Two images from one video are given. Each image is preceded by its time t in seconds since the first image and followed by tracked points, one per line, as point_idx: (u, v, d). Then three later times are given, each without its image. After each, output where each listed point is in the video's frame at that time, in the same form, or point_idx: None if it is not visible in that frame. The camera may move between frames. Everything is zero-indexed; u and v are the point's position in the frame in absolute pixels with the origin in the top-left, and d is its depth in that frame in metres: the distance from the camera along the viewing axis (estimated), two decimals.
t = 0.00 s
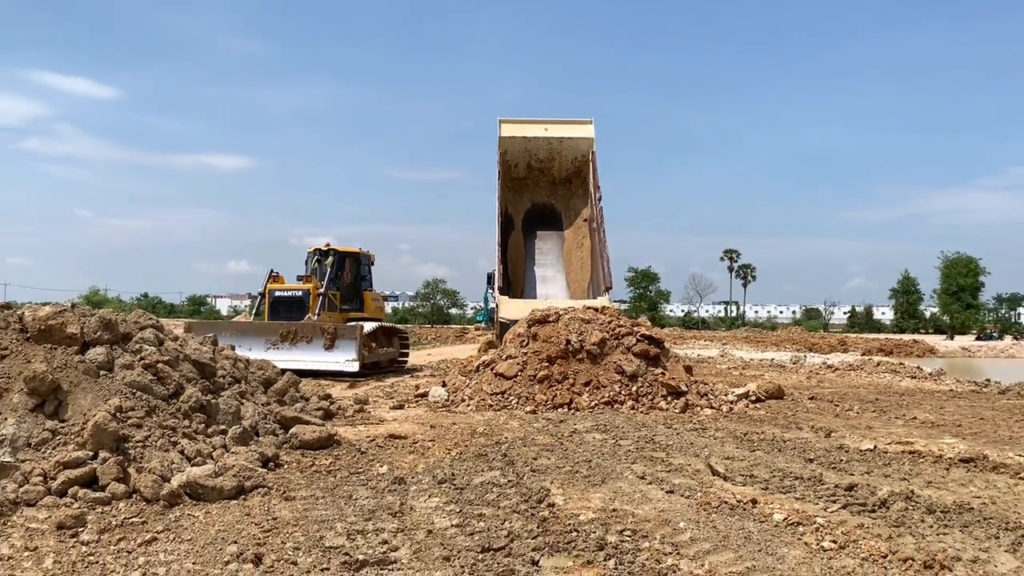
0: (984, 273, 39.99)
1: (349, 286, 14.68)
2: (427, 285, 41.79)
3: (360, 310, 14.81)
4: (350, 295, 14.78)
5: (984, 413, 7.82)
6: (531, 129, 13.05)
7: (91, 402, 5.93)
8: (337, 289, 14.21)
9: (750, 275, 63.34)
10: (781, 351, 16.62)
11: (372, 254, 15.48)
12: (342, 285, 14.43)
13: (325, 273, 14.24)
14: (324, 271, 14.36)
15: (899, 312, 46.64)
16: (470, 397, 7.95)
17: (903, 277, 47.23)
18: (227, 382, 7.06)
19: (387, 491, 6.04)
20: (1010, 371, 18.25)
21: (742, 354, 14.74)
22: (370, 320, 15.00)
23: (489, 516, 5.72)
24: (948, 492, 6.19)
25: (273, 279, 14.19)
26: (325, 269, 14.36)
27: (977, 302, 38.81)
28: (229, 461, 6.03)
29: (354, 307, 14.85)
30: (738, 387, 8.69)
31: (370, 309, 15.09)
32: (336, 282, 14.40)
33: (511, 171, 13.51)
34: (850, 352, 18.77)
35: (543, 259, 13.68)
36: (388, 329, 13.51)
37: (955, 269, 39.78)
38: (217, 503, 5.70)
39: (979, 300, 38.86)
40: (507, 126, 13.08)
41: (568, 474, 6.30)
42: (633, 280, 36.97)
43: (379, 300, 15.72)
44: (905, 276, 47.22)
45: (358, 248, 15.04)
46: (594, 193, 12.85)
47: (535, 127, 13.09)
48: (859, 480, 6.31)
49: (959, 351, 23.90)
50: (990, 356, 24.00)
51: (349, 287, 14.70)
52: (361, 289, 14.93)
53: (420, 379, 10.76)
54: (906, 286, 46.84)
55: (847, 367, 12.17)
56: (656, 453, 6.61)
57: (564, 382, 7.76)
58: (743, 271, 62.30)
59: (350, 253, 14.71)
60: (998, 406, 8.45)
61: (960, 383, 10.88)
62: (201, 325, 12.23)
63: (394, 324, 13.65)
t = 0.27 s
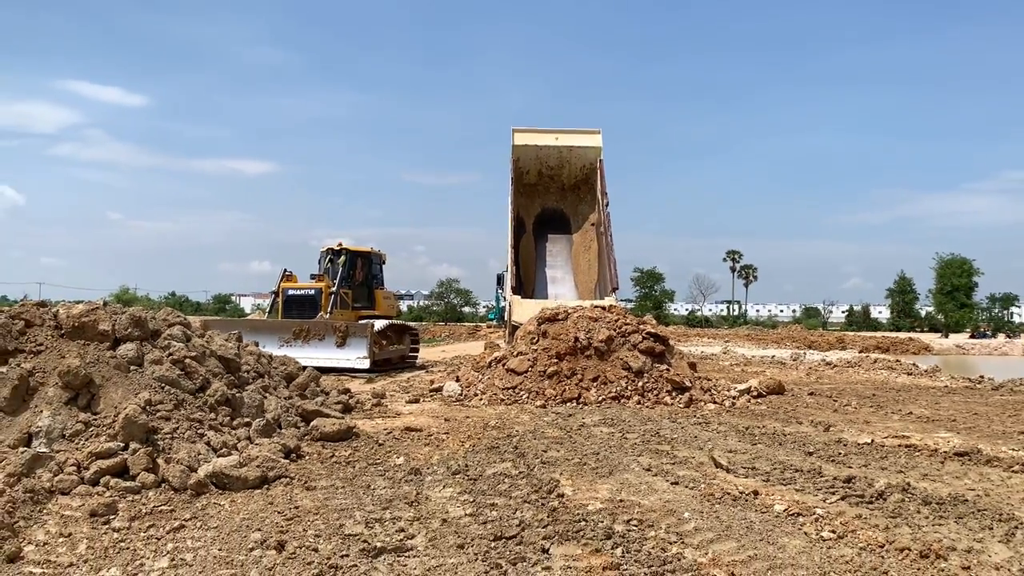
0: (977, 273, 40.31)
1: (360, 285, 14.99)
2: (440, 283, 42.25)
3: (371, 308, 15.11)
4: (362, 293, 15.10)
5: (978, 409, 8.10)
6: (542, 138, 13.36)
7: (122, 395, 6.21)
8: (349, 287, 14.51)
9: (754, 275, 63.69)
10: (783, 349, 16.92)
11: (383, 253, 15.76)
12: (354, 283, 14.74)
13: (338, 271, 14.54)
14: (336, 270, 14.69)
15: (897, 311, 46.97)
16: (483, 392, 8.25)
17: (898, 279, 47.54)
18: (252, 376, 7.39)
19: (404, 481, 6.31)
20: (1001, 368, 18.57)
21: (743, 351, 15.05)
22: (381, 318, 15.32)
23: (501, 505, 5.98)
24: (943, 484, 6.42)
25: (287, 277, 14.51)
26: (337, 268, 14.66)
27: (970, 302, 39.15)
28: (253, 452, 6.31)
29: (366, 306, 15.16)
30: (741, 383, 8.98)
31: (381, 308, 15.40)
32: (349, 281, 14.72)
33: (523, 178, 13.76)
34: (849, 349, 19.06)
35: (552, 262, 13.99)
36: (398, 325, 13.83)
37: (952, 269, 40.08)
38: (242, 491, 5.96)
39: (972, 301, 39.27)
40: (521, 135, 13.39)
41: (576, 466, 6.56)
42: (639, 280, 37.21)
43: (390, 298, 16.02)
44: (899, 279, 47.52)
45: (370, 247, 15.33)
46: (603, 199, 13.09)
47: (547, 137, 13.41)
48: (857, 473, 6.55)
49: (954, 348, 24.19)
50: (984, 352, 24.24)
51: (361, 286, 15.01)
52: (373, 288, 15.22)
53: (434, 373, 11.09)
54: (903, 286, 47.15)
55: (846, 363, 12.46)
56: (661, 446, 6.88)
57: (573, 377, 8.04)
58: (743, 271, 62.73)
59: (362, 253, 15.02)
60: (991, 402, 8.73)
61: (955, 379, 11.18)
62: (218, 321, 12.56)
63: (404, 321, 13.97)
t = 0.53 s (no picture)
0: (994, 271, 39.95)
1: (368, 282, 15.01)
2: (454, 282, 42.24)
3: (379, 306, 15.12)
4: (370, 291, 15.12)
5: (994, 408, 8.05)
6: (555, 139, 13.35)
7: (138, 393, 6.25)
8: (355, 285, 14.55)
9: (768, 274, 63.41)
10: (797, 347, 16.85)
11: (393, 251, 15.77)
12: (361, 281, 14.77)
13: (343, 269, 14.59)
14: (342, 268, 14.75)
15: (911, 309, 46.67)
16: (496, 390, 8.27)
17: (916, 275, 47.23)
18: (266, 374, 7.43)
19: (418, 479, 6.31)
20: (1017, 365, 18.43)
21: (757, 350, 15.00)
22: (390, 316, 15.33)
23: (515, 504, 5.97)
24: (960, 483, 6.36)
25: (293, 276, 14.62)
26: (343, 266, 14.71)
27: (988, 300, 38.80)
28: (268, 450, 6.33)
29: (373, 304, 15.18)
30: (755, 381, 8.96)
31: (390, 306, 15.42)
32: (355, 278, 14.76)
33: (536, 178, 13.79)
34: (864, 348, 18.93)
35: (564, 262, 13.98)
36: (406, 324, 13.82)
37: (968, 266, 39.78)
38: (257, 489, 5.98)
39: (989, 299, 38.84)
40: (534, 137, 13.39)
41: (590, 464, 6.54)
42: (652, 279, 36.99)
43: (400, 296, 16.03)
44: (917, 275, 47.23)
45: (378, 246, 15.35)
46: (614, 199, 13.11)
47: (560, 137, 13.40)
48: (873, 472, 6.51)
49: (970, 347, 23.97)
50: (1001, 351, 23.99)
51: (368, 283, 15.03)
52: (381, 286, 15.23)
53: (448, 371, 11.11)
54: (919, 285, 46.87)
55: (861, 362, 12.40)
56: (675, 445, 6.86)
57: (586, 375, 8.04)
58: (757, 270, 62.52)
59: (369, 250, 15.04)
60: (1009, 401, 8.68)
61: (971, 377, 11.12)
62: (226, 320, 12.65)
63: (413, 320, 13.97)
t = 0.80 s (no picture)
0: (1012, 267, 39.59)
1: (376, 279, 15.02)
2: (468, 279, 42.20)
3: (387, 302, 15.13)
4: (378, 287, 15.13)
5: (1013, 404, 8.00)
6: (566, 139, 13.35)
7: (155, 391, 6.28)
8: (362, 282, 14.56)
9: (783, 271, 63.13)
10: (812, 344, 16.79)
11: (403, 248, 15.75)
12: (368, 277, 14.78)
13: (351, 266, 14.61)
14: (350, 264, 14.77)
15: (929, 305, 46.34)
16: (510, 387, 8.28)
17: (933, 271, 46.87)
18: (282, 371, 7.46)
19: (433, 475, 6.32)
20: None
21: (772, 347, 14.94)
22: (398, 312, 15.32)
23: (530, 500, 5.97)
24: (979, 480, 6.30)
25: (301, 273, 14.67)
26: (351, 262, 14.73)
27: (1005, 296, 38.45)
28: (284, 447, 6.35)
29: (382, 300, 15.19)
30: (771, 378, 8.93)
31: (399, 302, 15.41)
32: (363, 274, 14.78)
33: (546, 177, 13.79)
34: (880, 343, 18.82)
35: (576, 259, 14.01)
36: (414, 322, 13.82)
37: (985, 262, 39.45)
38: (273, 486, 6.00)
39: (1007, 296, 38.50)
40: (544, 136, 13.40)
41: (605, 461, 6.53)
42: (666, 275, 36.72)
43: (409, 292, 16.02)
44: (934, 270, 46.88)
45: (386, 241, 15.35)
46: (625, 197, 13.09)
47: (570, 136, 13.40)
48: (890, 469, 6.46)
49: (988, 343, 23.77)
50: (1020, 348, 23.76)
51: (376, 280, 15.03)
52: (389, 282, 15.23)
53: (462, 369, 11.13)
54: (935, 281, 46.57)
55: (877, 358, 12.33)
56: (690, 441, 6.84)
57: (601, 372, 8.03)
58: (773, 266, 62.14)
59: (377, 246, 15.05)
60: None
61: (989, 373, 11.04)
62: (236, 316, 12.77)
63: (421, 317, 13.98)
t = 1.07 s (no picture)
0: None
1: (383, 275, 14.97)
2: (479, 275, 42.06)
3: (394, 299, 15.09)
4: (385, 284, 15.10)
5: None
6: (574, 137, 13.35)
7: (172, 387, 6.33)
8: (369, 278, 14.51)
9: (797, 267, 62.82)
10: (827, 340, 16.71)
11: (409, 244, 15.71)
12: (375, 274, 14.75)
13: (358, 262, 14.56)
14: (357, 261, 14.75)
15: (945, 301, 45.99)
16: (524, 384, 8.28)
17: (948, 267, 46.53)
18: (297, 368, 7.48)
19: (447, 472, 6.33)
20: None
21: (786, 343, 14.87)
22: (405, 309, 15.28)
23: (545, 497, 5.96)
24: (997, 477, 6.24)
25: (307, 270, 14.64)
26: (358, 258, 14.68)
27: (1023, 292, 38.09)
28: (298, 443, 6.37)
29: (389, 297, 15.13)
30: (785, 374, 8.90)
31: (406, 299, 15.37)
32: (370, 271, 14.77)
33: (555, 176, 13.81)
34: (896, 340, 18.70)
35: (586, 256, 14.00)
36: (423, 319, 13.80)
37: (1001, 258, 39.12)
38: (289, 482, 6.02)
39: None
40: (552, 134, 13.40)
41: (619, 458, 6.51)
42: (680, 271, 36.53)
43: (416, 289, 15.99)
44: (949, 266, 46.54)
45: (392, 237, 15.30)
46: (634, 193, 13.06)
47: (578, 135, 13.40)
48: (907, 465, 6.40)
49: (1005, 339, 23.57)
50: None
51: (383, 276, 14.98)
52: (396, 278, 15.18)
53: (475, 365, 11.13)
54: (951, 277, 46.24)
55: (892, 354, 12.26)
56: (705, 438, 6.81)
57: (615, 369, 8.03)
58: (789, 262, 61.75)
59: (384, 243, 15.03)
60: None
61: (1007, 370, 10.96)
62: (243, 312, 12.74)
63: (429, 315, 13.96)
